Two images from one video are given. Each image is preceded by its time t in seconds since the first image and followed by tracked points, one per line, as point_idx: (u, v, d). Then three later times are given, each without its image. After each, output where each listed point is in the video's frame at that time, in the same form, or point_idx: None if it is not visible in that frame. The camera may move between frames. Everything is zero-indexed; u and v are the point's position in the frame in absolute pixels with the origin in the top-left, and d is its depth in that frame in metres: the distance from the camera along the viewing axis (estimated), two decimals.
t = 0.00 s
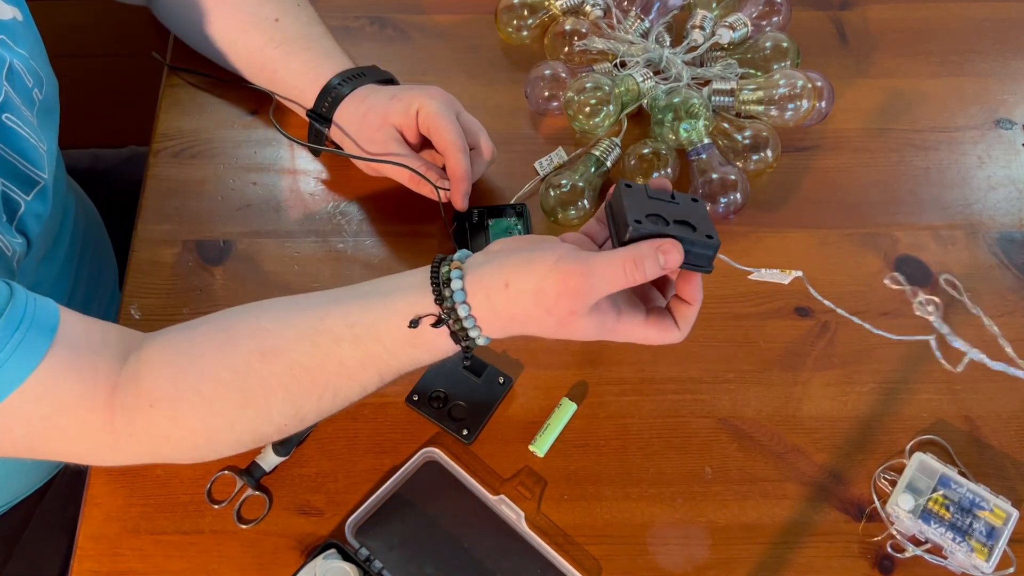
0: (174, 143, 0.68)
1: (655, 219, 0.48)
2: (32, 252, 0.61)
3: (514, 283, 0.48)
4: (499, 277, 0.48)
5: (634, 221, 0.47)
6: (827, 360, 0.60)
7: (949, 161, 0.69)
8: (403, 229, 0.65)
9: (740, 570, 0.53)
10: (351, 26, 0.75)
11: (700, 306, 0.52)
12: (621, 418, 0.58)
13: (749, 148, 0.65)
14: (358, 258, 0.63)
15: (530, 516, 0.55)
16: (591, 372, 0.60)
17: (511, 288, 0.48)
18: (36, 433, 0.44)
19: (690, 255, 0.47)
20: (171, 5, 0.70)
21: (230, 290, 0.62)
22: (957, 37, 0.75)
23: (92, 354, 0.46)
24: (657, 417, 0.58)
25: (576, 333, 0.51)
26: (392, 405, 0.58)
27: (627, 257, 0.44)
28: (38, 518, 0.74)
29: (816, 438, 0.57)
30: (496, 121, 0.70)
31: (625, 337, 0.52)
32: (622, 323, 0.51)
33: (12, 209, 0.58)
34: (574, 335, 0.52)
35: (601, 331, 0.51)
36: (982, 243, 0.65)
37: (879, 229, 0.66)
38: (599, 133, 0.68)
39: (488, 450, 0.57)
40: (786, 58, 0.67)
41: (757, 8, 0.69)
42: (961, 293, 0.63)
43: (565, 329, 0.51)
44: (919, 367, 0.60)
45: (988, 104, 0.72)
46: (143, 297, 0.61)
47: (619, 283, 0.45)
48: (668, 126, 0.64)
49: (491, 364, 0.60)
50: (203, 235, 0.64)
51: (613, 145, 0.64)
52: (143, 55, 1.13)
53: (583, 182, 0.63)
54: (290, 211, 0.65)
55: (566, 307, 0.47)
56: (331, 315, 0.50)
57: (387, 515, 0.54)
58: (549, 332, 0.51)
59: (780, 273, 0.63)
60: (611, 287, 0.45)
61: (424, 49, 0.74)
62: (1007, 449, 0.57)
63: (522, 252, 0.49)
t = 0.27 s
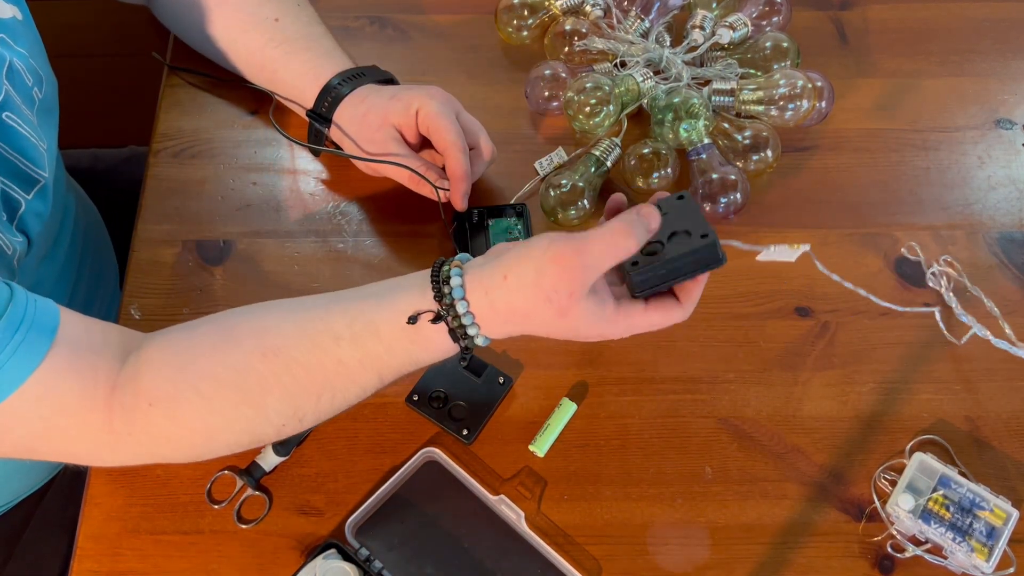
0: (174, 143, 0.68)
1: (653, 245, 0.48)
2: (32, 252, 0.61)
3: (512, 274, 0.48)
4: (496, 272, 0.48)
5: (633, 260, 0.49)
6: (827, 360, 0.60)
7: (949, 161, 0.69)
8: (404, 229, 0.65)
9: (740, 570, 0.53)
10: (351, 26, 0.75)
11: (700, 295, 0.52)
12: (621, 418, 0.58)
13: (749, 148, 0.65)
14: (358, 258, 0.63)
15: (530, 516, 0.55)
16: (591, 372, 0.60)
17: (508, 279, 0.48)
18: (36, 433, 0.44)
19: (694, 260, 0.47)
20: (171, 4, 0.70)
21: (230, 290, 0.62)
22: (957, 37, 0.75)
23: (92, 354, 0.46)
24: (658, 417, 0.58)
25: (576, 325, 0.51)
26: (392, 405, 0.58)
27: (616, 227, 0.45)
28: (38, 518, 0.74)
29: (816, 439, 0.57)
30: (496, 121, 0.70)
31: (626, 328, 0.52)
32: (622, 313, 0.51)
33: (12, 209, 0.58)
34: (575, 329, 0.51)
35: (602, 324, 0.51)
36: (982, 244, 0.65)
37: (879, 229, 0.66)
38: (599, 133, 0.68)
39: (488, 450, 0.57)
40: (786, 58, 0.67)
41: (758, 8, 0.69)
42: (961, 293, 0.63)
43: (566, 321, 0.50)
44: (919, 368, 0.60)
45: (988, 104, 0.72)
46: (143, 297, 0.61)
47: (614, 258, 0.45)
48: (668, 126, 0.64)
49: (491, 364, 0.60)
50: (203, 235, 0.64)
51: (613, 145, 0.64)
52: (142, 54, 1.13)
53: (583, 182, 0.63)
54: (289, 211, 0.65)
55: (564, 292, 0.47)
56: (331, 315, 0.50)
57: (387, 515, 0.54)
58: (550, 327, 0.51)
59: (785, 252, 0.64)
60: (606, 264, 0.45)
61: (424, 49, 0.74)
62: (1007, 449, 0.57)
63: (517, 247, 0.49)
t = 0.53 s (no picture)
0: (174, 143, 0.68)
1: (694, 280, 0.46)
2: (33, 252, 0.61)
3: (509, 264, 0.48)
4: (495, 260, 0.48)
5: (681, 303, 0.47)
6: (827, 360, 0.60)
7: (949, 161, 0.69)
8: (403, 229, 0.65)
9: (740, 570, 0.54)
10: (351, 26, 0.75)
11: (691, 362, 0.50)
12: (621, 418, 0.58)
13: (749, 148, 0.65)
14: (358, 258, 0.63)
15: (530, 516, 0.55)
16: (591, 372, 0.59)
17: (505, 270, 0.48)
18: (36, 433, 0.44)
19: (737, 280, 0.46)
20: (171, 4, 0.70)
21: (230, 290, 0.62)
22: (957, 37, 0.75)
23: (92, 354, 0.46)
24: (658, 417, 0.58)
25: (558, 335, 0.50)
26: (392, 405, 0.58)
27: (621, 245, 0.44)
28: (38, 518, 0.74)
29: (816, 439, 0.57)
30: (496, 121, 0.70)
31: (611, 353, 0.51)
32: (609, 337, 0.50)
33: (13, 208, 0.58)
34: (559, 339, 0.51)
35: (587, 341, 0.50)
36: (982, 244, 0.65)
37: (879, 229, 0.66)
38: (599, 133, 0.68)
39: (488, 450, 0.57)
40: (786, 58, 0.67)
41: (757, 8, 0.69)
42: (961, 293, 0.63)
43: (550, 329, 0.50)
44: (919, 368, 0.60)
45: (988, 104, 0.72)
46: (143, 296, 0.61)
47: (611, 273, 0.45)
48: (668, 126, 0.64)
49: (491, 364, 0.60)
50: (203, 235, 0.64)
51: (613, 145, 0.64)
52: (142, 55, 1.13)
53: (583, 182, 0.63)
54: (289, 211, 0.65)
55: (553, 295, 0.47)
56: (331, 315, 0.50)
57: (387, 515, 0.54)
58: (535, 331, 0.50)
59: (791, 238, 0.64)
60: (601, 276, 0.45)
61: (424, 49, 0.74)
62: (1007, 449, 0.57)
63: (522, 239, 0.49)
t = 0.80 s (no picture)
0: (174, 143, 0.68)
1: (696, 296, 0.48)
2: (33, 252, 0.61)
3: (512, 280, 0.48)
4: (497, 273, 0.49)
5: (685, 319, 0.49)
6: (827, 360, 0.60)
7: (949, 161, 0.69)
8: (403, 229, 0.65)
9: (740, 570, 0.54)
10: (351, 26, 0.75)
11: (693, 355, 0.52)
12: (621, 418, 0.58)
13: (749, 148, 0.65)
14: (358, 258, 0.63)
15: (530, 516, 0.55)
16: (591, 371, 0.59)
17: (507, 284, 0.48)
18: (36, 434, 0.44)
19: (735, 292, 0.48)
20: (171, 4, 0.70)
21: (231, 290, 0.62)
22: (957, 37, 0.75)
23: (92, 355, 0.46)
24: (657, 417, 0.58)
25: (560, 349, 0.51)
26: (392, 405, 0.58)
27: (627, 275, 0.44)
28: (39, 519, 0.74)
29: (816, 439, 0.57)
30: (496, 121, 0.70)
31: (611, 362, 0.52)
32: (609, 348, 0.51)
33: (13, 209, 0.58)
34: (560, 351, 0.52)
35: (586, 352, 0.51)
36: (982, 244, 0.65)
37: (879, 229, 0.66)
38: (599, 133, 0.67)
39: (488, 450, 0.57)
40: (787, 58, 0.67)
41: (758, 8, 0.69)
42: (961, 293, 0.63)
43: (551, 343, 0.51)
44: (919, 368, 0.60)
45: (988, 104, 0.72)
46: (143, 297, 0.61)
47: (613, 300, 0.45)
48: (668, 126, 0.64)
49: (491, 364, 0.60)
50: (203, 235, 0.64)
51: (613, 145, 0.64)
52: (142, 54, 1.13)
53: (583, 182, 0.63)
54: (289, 211, 0.65)
55: (554, 313, 0.47)
56: (331, 315, 0.50)
57: (387, 515, 0.54)
58: (535, 343, 0.52)
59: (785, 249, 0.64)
60: (604, 303, 0.45)
61: (424, 49, 0.74)
62: (1007, 449, 0.57)
63: (525, 251, 0.49)
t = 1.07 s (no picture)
0: (174, 143, 0.68)
1: (695, 298, 0.48)
2: (33, 252, 0.61)
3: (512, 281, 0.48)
4: (497, 274, 0.49)
5: (684, 321, 0.49)
6: (827, 360, 0.60)
7: (949, 161, 0.69)
8: (403, 229, 0.65)
9: (740, 570, 0.54)
10: (351, 26, 0.75)
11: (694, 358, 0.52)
12: (621, 418, 0.58)
13: (749, 148, 0.65)
14: (358, 258, 0.63)
15: (530, 516, 0.55)
16: (591, 371, 0.59)
17: (507, 286, 0.48)
18: (36, 434, 0.44)
19: (735, 294, 0.48)
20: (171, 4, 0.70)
21: (231, 290, 0.62)
22: (957, 37, 0.75)
23: (92, 355, 0.46)
24: (658, 417, 0.58)
25: (559, 350, 0.51)
26: (392, 405, 0.58)
27: (627, 276, 0.44)
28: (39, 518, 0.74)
29: (816, 438, 0.57)
30: (496, 121, 0.70)
31: (610, 364, 0.52)
32: (609, 349, 0.51)
33: (13, 208, 0.58)
34: (560, 352, 0.52)
35: (586, 353, 0.51)
36: (982, 243, 0.65)
37: (879, 229, 0.66)
38: (599, 133, 0.67)
39: (488, 450, 0.57)
40: (787, 58, 0.67)
41: (758, 8, 0.69)
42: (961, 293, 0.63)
43: (550, 343, 0.51)
44: (919, 368, 0.60)
45: (988, 104, 0.72)
46: (143, 297, 0.61)
47: (613, 302, 0.45)
48: (668, 126, 0.64)
49: (491, 364, 0.60)
50: (203, 235, 0.64)
51: (613, 145, 0.64)
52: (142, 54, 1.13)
53: (583, 182, 0.63)
54: (289, 211, 0.65)
55: (554, 315, 0.47)
56: (331, 315, 0.50)
57: (387, 515, 0.54)
58: (535, 344, 0.52)
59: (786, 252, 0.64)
60: (603, 305, 0.45)
61: (424, 49, 0.74)
62: (1007, 449, 0.57)
63: (525, 251, 0.49)
